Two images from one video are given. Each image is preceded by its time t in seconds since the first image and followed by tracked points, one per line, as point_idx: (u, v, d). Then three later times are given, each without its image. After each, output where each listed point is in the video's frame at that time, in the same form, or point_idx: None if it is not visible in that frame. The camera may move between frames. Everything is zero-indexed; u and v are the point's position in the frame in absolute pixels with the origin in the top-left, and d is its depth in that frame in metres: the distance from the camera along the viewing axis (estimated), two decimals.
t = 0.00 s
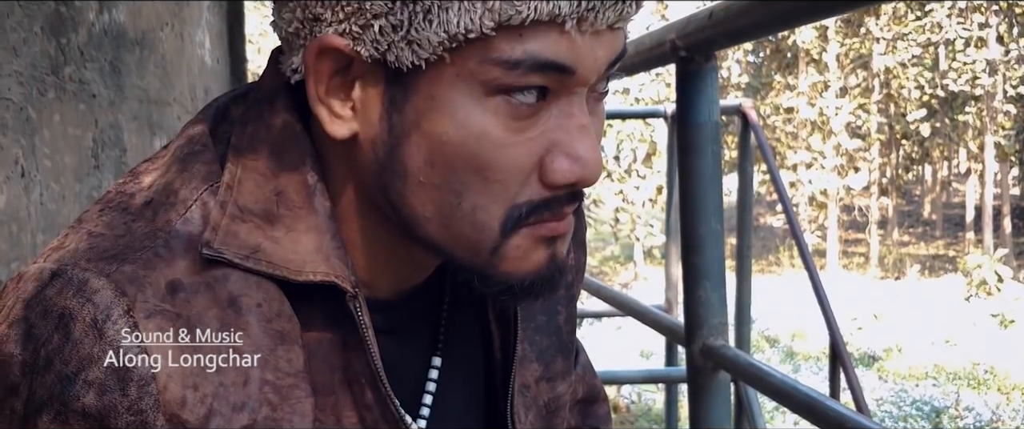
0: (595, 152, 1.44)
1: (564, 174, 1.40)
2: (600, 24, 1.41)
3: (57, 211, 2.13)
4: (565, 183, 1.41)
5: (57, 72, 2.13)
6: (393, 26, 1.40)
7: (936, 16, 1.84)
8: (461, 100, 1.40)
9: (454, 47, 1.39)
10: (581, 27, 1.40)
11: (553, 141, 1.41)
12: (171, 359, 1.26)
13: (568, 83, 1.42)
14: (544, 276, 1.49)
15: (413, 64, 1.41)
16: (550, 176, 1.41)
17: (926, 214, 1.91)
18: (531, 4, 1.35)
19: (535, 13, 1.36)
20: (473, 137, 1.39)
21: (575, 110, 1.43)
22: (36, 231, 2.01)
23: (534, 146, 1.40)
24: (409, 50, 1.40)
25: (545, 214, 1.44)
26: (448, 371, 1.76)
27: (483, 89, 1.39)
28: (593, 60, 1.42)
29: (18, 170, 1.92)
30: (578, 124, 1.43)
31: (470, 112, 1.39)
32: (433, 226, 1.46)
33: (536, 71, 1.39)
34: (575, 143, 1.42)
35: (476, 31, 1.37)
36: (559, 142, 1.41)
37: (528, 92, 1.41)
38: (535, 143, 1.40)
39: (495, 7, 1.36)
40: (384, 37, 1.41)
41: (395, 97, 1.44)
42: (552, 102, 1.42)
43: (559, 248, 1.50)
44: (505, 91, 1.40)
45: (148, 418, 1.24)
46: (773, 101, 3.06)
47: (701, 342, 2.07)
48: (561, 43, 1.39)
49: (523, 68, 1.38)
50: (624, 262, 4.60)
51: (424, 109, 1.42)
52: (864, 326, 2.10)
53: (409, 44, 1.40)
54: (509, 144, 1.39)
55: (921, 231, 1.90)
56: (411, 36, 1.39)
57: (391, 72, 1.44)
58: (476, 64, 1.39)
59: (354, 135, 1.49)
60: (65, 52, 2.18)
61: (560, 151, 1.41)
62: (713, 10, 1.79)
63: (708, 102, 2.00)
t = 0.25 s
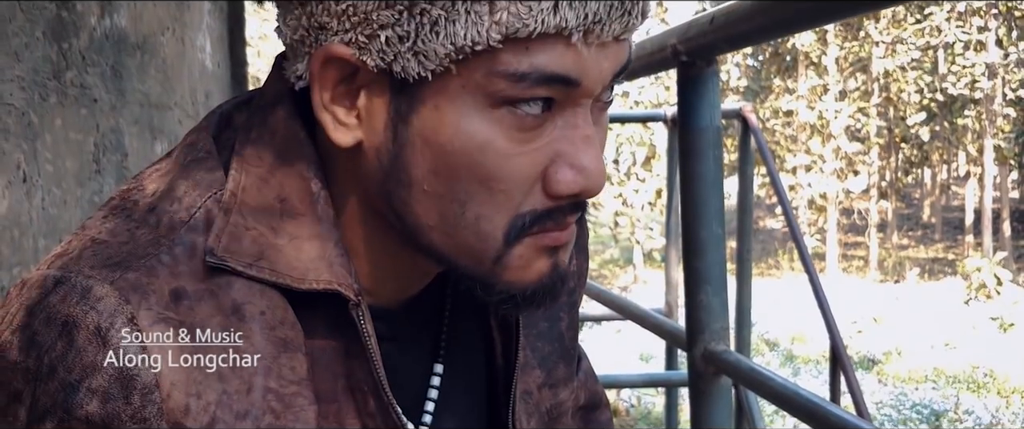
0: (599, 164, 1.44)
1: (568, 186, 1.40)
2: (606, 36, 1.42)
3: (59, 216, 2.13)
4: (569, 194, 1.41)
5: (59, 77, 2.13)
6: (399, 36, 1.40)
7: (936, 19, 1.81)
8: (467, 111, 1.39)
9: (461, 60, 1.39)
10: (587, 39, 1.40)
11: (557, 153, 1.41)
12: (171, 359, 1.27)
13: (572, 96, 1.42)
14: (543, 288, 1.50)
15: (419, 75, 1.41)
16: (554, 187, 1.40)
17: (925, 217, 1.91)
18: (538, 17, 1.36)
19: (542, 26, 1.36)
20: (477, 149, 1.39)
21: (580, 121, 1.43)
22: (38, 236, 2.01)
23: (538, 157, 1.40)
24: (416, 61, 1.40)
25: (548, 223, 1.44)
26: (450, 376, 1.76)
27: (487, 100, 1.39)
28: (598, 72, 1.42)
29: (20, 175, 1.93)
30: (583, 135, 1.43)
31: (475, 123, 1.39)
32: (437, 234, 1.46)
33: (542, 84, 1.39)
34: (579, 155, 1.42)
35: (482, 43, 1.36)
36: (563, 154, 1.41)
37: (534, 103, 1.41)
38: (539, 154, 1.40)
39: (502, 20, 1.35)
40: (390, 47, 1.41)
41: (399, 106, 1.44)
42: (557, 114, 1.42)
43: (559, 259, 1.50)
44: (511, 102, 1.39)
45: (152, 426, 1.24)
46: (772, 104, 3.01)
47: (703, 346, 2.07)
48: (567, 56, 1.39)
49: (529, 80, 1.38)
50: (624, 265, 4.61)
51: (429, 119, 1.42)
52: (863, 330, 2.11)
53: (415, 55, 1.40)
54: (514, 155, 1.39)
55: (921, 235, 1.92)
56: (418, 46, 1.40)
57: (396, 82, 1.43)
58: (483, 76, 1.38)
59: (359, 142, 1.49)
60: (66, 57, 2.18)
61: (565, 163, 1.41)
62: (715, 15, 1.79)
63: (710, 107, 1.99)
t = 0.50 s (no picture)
0: (580, 208, 1.43)
1: (543, 225, 1.41)
2: (608, 90, 1.40)
3: (62, 219, 2.13)
4: (543, 232, 1.42)
5: (61, 80, 2.13)
6: (402, 54, 1.40)
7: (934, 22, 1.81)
8: (455, 139, 1.40)
9: (457, 89, 1.38)
10: (586, 91, 1.38)
11: (539, 193, 1.41)
12: (171, 359, 1.28)
13: (566, 143, 1.40)
14: (512, 315, 1.51)
15: (415, 96, 1.42)
16: (531, 223, 1.41)
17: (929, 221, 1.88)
18: (537, 66, 1.35)
19: (540, 74, 1.35)
20: (459, 180, 1.39)
21: (570, 166, 1.42)
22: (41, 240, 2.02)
23: (520, 194, 1.40)
24: (414, 81, 1.41)
25: (522, 255, 1.45)
26: (453, 381, 1.79)
27: (476, 134, 1.39)
28: (594, 122, 1.40)
29: (23, 178, 1.93)
30: (569, 182, 1.42)
31: (462, 152, 1.39)
32: (417, 246, 1.48)
33: (535, 129, 1.37)
34: (562, 198, 1.41)
35: (479, 79, 1.36)
36: (546, 195, 1.41)
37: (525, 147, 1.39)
38: (522, 191, 1.40)
39: (501, 60, 1.35)
40: (393, 62, 1.42)
41: (394, 121, 1.45)
42: (548, 156, 1.41)
43: (533, 289, 1.52)
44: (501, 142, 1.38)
45: None
46: (773, 106, 3.01)
47: (704, 350, 2.07)
48: (564, 104, 1.37)
49: (520, 124, 1.37)
50: (625, 267, 4.61)
51: (419, 140, 1.42)
52: (863, 332, 2.11)
53: (415, 76, 1.41)
54: (495, 190, 1.39)
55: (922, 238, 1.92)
56: (417, 69, 1.40)
57: (396, 96, 1.44)
58: (475, 110, 1.38)
59: (353, 140, 1.51)
60: (69, 59, 2.18)
61: (545, 204, 1.41)
62: (717, 19, 1.79)
63: (714, 111, 1.99)
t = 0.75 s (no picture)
0: (575, 230, 1.46)
1: (537, 243, 1.44)
2: (610, 120, 1.42)
3: (65, 221, 2.14)
4: (537, 249, 1.44)
5: (65, 82, 2.14)
6: (409, 66, 1.43)
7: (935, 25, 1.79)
8: (456, 154, 1.42)
9: (461, 107, 1.41)
10: (589, 120, 1.40)
11: (535, 211, 1.43)
12: (170, 360, 1.32)
13: (565, 168, 1.43)
14: (501, 324, 1.55)
15: (417, 108, 1.45)
16: (525, 240, 1.44)
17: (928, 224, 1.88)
18: (538, 92, 1.37)
19: (541, 101, 1.38)
20: (457, 193, 1.42)
21: (569, 190, 1.45)
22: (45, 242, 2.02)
23: (517, 212, 1.43)
24: (418, 95, 1.44)
25: (515, 269, 1.47)
26: (458, 384, 1.81)
27: (476, 150, 1.41)
28: (594, 151, 1.43)
29: (27, 180, 1.93)
30: (568, 207, 1.45)
31: (462, 170, 1.42)
32: (414, 251, 1.51)
33: (535, 154, 1.40)
34: (559, 220, 1.44)
35: (481, 99, 1.39)
36: (542, 215, 1.43)
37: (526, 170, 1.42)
38: (519, 209, 1.43)
39: (503, 84, 1.38)
40: (399, 73, 1.45)
41: (399, 129, 1.48)
42: (547, 177, 1.43)
43: (525, 303, 1.54)
44: (502, 163, 1.41)
45: None
46: (773, 110, 3.00)
47: (708, 352, 2.07)
48: (564, 131, 1.40)
49: (520, 146, 1.39)
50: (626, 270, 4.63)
51: (421, 151, 1.45)
52: (865, 335, 2.11)
53: (419, 89, 1.43)
54: (490, 205, 1.42)
55: (922, 241, 1.90)
56: (422, 83, 1.43)
57: (401, 105, 1.47)
58: (477, 129, 1.41)
59: (358, 143, 1.54)
60: (73, 62, 2.18)
61: (540, 223, 1.43)
62: (722, 20, 1.79)
63: (715, 113, 2.00)
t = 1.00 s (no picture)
0: (575, 233, 1.43)
1: (537, 245, 1.41)
2: (613, 123, 1.37)
3: (67, 221, 2.13)
4: (537, 251, 1.42)
5: (67, 83, 2.13)
6: (410, 68, 1.39)
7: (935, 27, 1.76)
8: (455, 155, 1.39)
9: (461, 110, 1.37)
10: (590, 124, 1.36)
11: (534, 214, 1.41)
12: (170, 360, 1.31)
13: (566, 170, 1.39)
14: (500, 323, 1.53)
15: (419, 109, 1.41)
16: (525, 241, 1.42)
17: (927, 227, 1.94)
18: (539, 97, 1.32)
19: (542, 105, 1.33)
20: (456, 196, 1.40)
21: (568, 190, 1.41)
22: (48, 242, 2.02)
23: (517, 213, 1.40)
24: (419, 96, 1.40)
25: (514, 270, 1.45)
26: (457, 384, 1.82)
27: (474, 153, 1.38)
28: (595, 154, 1.39)
29: (29, 180, 1.92)
30: (566, 208, 1.41)
31: (460, 171, 1.39)
32: (415, 252, 1.49)
33: (536, 158, 1.36)
34: (558, 221, 1.41)
35: (482, 103, 1.35)
36: (541, 218, 1.41)
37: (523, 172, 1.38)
38: (518, 211, 1.40)
39: (504, 87, 1.33)
40: (400, 74, 1.41)
41: (398, 129, 1.45)
42: (548, 180, 1.40)
43: (524, 303, 1.52)
44: (501, 165, 1.37)
45: (198, 392, 1.32)
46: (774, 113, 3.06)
47: (710, 353, 2.07)
48: (565, 134, 1.35)
49: (520, 150, 1.35)
50: (625, 275, 4.64)
51: (420, 152, 1.42)
52: (866, 338, 2.09)
53: (419, 91, 1.40)
54: (490, 207, 1.39)
55: (922, 243, 1.91)
56: (423, 84, 1.39)
57: (401, 106, 1.44)
58: (475, 130, 1.37)
59: (359, 142, 1.51)
60: (75, 62, 2.18)
61: (539, 226, 1.41)
62: (723, 22, 1.76)
63: (719, 115, 1.99)
